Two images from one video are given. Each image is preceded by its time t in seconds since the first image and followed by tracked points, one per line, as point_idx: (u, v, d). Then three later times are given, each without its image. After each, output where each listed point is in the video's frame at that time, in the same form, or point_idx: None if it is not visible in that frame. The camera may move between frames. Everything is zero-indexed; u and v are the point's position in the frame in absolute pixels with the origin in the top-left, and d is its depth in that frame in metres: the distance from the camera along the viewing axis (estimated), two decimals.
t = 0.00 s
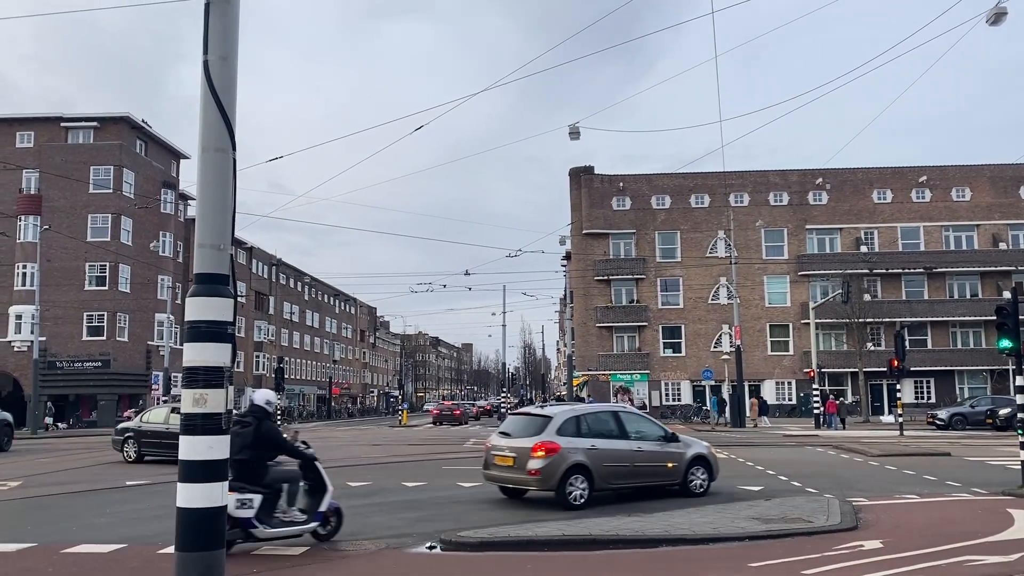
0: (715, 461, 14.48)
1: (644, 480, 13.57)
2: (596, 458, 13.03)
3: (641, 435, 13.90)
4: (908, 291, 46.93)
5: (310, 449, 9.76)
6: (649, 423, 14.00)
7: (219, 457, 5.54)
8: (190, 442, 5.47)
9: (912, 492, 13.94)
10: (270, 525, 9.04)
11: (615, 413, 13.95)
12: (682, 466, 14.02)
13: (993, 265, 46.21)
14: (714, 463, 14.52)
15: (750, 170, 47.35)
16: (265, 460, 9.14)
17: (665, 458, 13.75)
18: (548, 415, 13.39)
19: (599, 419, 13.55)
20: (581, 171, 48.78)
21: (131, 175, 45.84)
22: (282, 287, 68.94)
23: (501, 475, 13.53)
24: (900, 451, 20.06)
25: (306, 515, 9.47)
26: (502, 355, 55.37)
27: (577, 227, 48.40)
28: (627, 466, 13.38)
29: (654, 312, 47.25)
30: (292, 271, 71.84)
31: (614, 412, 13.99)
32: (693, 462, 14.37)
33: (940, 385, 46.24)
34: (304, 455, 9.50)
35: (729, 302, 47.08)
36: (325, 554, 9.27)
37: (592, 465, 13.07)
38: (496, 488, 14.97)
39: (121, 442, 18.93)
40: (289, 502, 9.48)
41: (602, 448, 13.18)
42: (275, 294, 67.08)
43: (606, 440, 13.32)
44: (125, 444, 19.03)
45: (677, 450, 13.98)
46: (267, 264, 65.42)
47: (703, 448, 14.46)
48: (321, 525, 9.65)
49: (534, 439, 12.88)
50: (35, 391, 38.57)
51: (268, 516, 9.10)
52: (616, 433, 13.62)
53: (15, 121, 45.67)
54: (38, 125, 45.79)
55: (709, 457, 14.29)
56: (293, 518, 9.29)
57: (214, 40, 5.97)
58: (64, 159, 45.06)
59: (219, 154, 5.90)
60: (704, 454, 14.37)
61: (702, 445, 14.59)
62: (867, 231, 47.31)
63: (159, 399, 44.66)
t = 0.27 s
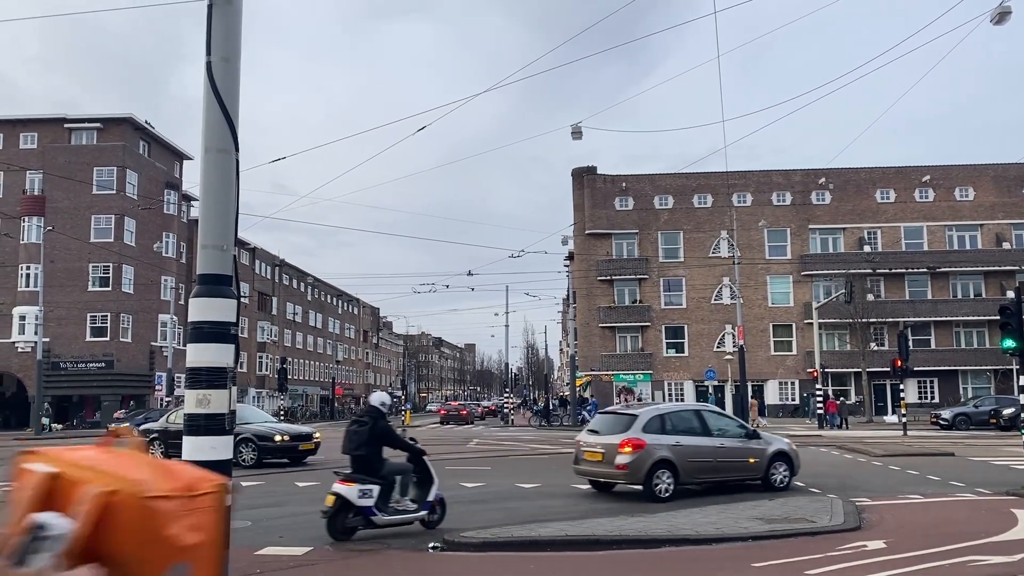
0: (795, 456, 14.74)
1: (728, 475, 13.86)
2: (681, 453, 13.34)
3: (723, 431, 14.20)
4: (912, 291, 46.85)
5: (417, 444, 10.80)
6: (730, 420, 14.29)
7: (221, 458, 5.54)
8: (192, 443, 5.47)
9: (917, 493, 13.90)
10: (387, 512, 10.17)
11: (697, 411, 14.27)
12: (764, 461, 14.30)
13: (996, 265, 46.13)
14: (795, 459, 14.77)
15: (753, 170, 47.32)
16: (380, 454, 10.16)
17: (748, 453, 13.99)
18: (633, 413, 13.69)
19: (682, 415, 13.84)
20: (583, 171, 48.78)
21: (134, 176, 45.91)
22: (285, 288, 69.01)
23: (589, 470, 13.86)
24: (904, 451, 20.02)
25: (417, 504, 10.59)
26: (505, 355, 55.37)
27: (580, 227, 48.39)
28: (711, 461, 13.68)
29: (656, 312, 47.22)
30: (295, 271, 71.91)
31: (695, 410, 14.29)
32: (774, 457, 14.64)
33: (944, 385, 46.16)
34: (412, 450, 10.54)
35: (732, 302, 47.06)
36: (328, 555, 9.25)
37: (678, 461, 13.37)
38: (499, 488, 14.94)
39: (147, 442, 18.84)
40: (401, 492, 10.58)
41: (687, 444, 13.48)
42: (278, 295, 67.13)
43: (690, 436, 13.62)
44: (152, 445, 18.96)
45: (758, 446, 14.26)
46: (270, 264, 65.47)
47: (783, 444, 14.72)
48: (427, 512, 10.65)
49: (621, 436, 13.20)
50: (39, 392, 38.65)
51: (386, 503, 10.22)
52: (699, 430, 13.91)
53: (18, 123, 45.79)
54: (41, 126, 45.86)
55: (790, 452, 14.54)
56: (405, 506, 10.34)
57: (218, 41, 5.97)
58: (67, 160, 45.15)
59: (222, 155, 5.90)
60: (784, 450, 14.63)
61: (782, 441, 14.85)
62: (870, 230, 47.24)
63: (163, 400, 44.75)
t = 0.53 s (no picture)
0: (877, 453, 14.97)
1: (812, 471, 14.19)
2: (764, 450, 13.75)
3: (806, 428, 14.51)
4: (915, 291, 46.75)
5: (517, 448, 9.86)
6: (812, 418, 14.61)
7: (225, 457, 5.56)
8: (196, 444, 5.48)
9: (921, 492, 13.87)
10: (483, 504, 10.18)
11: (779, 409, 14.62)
12: (847, 457, 14.57)
13: (1001, 264, 46.02)
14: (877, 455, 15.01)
15: (756, 170, 47.27)
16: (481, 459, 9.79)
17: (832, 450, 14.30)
18: (718, 411, 14.18)
19: (765, 413, 14.24)
20: (586, 171, 48.78)
21: (138, 177, 46.00)
22: (289, 288, 69.10)
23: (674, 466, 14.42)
24: (909, 451, 19.99)
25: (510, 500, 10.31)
26: (509, 356, 55.35)
27: (583, 227, 48.37)
28: (794, 458, 14.03)
29: (660, 312, 47.18)
30: (298, 272, 72.00)
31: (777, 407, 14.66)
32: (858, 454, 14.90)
33: (948, 385, 46.07)
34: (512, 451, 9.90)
35: (736, 302, 47.00)
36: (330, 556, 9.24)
37: (763, 456, 13.80)
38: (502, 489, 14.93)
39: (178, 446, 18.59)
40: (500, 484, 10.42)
41: (770, 441, 13.88)
42: (281, 295, 67.22)
43: (774, 433, 14.02)
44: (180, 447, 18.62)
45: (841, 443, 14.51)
46: (274, 265, 65.57)
47: (865, 440, 14.97)
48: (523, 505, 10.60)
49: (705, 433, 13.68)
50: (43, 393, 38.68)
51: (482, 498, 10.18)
52: (783, 426, 14.27)
53: (22, 124, 45.95)
54: (45, 127, 46.01)
55: (873, 449, 14.77)
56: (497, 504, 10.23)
57: (220, 42, 6.00)
58: (71, 161, 45.26)
59: (225, 156, 5.91)
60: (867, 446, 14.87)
61: (864, 438, 15.09)
62: (874, 230, 47.15)
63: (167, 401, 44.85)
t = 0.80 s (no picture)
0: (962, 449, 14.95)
1: (895, 467, 14.33)
2: (847, 446, 13.99)
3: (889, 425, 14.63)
4: (920, 290, 46.65)
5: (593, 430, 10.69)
6: (896, 415, 14.71)
7: (229, 457, 5.56)
8: (200, 443, 5.49)
9: (925, 492, 13.84)
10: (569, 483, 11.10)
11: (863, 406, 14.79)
12: (930, 454, 14.63)
13: (1005, 264, 45.90)
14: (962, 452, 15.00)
15: (759, 169, 47.22)
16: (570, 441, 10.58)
17: (914, 447, 14.39)
18: (801, 409, 14.51)
19: (849, 410, 14.45)
20: (590, 171, 48.77)
21: (142, 178, 46.10)
22: (293, 288, 69.20)
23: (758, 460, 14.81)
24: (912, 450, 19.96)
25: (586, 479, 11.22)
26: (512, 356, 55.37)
27: (586, 226, 48.36)
28: (877, 454, 14.20)
29: (663, 312, 47.16)
30: (302, 272, 72.09)
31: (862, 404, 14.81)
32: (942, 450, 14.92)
33: (952, 385, 45.97)
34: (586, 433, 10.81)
35: (739, 302, 46.95)
36: (334, 555, 9.25)
37: (845, 452, 14.06)
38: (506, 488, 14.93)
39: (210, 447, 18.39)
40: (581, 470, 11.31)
41: (853, 438, 14.07)
42: (285, 295, 67.32)
43: (858, 429, 14.27)
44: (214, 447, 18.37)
45: (925, 440, 14.59)
46: (278, 265, 65.64)
47: (949, 437, 14.97)
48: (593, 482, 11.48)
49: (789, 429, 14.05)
50: (47, 393, 38.77)
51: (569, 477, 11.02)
52: (866, 423, 14.44)
53: (27, 125, 46.07)
54: (50, 128, 46.14)
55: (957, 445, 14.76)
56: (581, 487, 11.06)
57: (224, 42, 6.00)
58: (75, 162, 45.36)
59: (228, 157, 5.92)
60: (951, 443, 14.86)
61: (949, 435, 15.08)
62: (877, 229, 47.07)
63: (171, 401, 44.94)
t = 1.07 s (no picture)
0: None
1: (982, 463, 15.23)
2: (933, 443, 15.00)
3: (976, 424, 15.53)
4: (924, 289, 46.54)
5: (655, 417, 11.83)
6: (981, 414, 15.57)
7: (232, 457, 5.57)
8: (204, 443, 5.50)
9: (929, 491, 13.82)
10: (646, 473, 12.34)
11: (950, 406, 15.75)
12: (1019, 451, 15.44)
13: (1010, 262, 45.79)
14: None
15: (763, 168, 47.16)
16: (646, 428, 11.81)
17: (1002, 444, 15.25)
18: (888, 408, 15.62)
19: (934, 410, 15.45)
20: (593, 170, 48.74)
21: (146, 177, 46.19)
22: (296, 288, 69.29)
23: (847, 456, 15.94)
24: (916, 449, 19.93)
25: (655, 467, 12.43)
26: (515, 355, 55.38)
27: (590, 226, 48.32)
28: (965, 450, 15.13)
29: (666, 311, 47.12)
30: (305, 271, 72.18)
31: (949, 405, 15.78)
32: None
33: (956, 384, 45.86)
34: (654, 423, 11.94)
35: (743, 300, 46.89)
36: (337, 554, 9.27)
37: (930, 447, 15.07)
38: (508, 487, 14.95)
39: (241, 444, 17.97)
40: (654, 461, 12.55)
41: (939, 435, 15.08)
42: (289, 295, 67.41)
43: (944, 426, 15.30)
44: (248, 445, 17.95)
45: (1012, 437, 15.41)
46: (281, 265, 65.72)
47: None
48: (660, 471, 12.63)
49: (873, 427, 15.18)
50: (51, 392, 38.82)
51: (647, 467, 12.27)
52: (954, 423, 15.40)
53: (31, 125, 46.17)
54: (54, 128, 46.23)
55: None
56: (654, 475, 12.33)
57: (227, 42, 6.01)
58: (79, 162, 45.45)
59: (231, 157, 5.93)
60: None
61: None
62: (882, 228, 46.97)
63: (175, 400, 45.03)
